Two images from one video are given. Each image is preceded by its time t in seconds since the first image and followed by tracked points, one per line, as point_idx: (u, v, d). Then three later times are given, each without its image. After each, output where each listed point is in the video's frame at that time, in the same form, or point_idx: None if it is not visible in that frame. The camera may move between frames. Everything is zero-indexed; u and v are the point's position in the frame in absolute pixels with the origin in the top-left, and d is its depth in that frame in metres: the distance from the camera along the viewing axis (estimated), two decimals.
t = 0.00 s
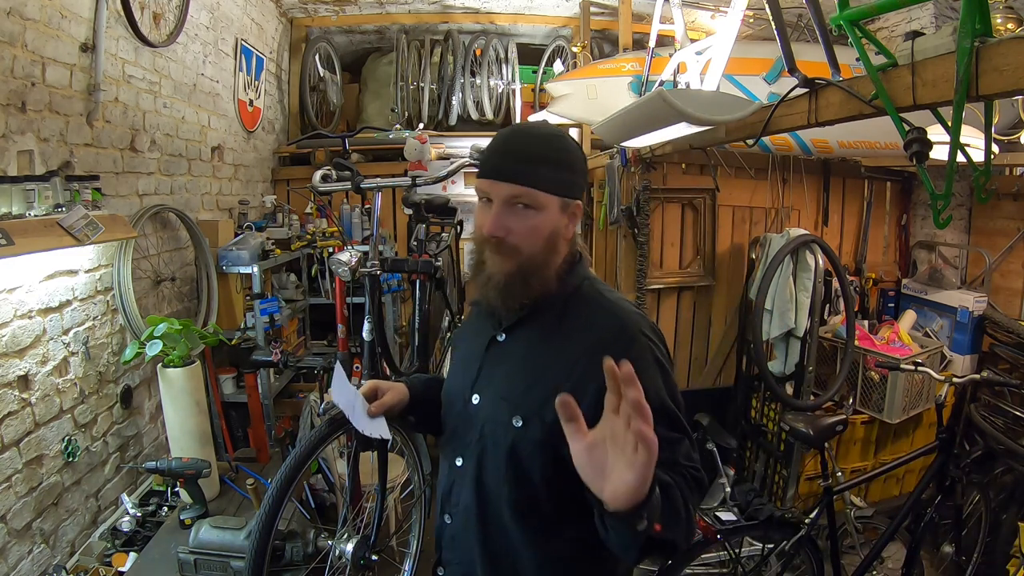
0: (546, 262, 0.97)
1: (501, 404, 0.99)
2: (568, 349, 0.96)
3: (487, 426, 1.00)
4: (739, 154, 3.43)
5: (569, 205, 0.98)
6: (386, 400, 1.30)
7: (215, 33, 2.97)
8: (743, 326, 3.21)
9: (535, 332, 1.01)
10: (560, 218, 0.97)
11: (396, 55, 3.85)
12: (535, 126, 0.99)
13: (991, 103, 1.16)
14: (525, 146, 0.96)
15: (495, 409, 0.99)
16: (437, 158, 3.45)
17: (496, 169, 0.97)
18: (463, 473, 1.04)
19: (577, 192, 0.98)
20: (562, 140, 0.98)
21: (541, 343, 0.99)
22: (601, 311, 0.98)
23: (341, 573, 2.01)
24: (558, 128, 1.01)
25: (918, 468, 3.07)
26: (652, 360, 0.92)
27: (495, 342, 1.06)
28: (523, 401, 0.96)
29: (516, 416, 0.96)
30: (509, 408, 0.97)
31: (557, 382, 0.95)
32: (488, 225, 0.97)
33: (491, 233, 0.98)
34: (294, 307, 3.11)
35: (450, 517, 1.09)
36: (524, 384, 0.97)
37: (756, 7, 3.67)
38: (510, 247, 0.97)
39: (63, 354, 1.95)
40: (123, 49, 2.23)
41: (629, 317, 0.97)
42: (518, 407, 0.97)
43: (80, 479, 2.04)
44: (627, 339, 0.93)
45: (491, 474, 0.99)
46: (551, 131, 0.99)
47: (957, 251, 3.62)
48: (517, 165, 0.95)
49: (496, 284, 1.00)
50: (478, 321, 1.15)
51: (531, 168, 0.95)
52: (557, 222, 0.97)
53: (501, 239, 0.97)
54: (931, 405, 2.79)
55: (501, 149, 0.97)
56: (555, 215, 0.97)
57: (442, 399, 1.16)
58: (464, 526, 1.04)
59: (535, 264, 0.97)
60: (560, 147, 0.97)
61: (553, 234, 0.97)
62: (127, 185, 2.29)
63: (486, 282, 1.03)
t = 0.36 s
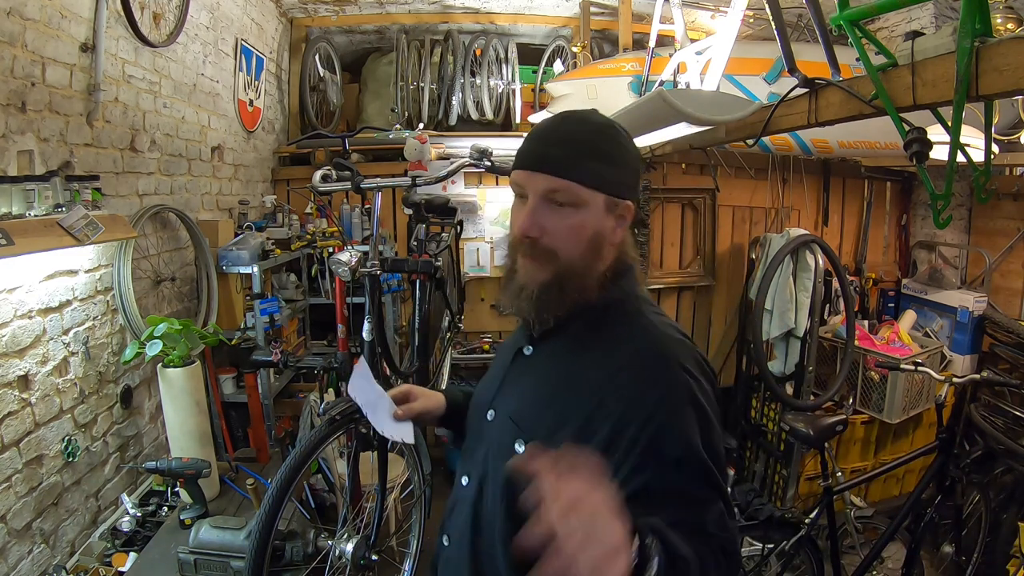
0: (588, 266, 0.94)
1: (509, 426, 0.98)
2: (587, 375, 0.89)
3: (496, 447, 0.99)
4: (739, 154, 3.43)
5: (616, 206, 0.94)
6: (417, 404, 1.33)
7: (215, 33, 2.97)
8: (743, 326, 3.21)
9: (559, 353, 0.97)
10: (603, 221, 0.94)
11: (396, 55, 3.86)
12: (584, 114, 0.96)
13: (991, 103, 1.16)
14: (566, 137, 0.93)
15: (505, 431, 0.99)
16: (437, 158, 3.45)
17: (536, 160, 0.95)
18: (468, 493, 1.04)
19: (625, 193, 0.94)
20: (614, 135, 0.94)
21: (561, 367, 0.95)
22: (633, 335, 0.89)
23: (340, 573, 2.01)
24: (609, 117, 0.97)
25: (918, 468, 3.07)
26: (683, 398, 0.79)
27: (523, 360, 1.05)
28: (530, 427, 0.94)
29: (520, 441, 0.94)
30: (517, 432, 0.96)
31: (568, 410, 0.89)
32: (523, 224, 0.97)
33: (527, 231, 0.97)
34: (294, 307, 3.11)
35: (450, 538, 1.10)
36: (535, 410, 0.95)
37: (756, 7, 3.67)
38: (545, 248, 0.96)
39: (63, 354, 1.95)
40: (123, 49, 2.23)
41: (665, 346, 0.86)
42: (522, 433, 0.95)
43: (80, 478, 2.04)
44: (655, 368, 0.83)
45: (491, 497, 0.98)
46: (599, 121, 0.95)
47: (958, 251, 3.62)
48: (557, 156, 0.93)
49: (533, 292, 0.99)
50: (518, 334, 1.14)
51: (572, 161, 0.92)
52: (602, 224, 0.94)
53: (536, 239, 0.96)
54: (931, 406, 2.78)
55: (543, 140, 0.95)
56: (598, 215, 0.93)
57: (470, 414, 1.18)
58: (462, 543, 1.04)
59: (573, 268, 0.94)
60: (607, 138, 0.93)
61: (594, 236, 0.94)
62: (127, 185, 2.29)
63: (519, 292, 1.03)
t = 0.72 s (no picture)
0: (564, 297, 0.77)
1: (521, 471, 0.88)
2: (597, 418, 0.76)
3: (509, 488, 0.91)
4: (739, 154, 3.43)
5: (580, 214, 0.73)
6: (461, 461, 1.24)
7: (215, 33, 2.97)
8: (743, 326, 3.21)
9: (573, 386, 0.84)
10: (574, 241, 0.75)
11: (396, 55, 3.85)
12: (533, 109, 0.77)
13: (991, 104, 1.16)
14: (509, 147, 0.75)
15: (515, 477, 0.89)
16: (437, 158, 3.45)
17: (480, 183, 0.78)
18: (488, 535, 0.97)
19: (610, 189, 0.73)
20: (561, 124, 0.74)
21: (572, 404, 0.82)
22: (647, 366, 0.73)
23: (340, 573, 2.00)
24: (567, 103, 0.76)
25: (918, 468, 3.07)
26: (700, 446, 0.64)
27: (542, 393, 0.93)
28: (536, 475, 0.83)
29: (525, 492, 0.84)
30: (525, 478, 0.86)
31: (570, 459, 0.78)
32: (480, 262, 0.82)
33: (488, 271, 0.82)
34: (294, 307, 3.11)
35: None
36: (542, 453, 0.84)
37: (756, 7, 3.67)
38: (511, 284, 0.80)
39: (63, 354, 1.95)
40: (124, 49, 2.23)
41: (685, 376, 0.69)
42: (528, 483, 0.85)
43: (80, 478, 2.04)
44: (665, 408, 0.67)
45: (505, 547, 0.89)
46: (554, 113, 0.75)
47: (957, 251, 3.62)
48: (502, 174, 0.75)
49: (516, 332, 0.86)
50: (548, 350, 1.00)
51: (515, 174, 0.74)
52: (569, 240, 0.74)
53: (499, 276, 0.81)
54: (931, 406, 2.78)
55: (482, 155, 0.78)
56: (556, 231, 0.74)
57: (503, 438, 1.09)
58: None
59: (547, 303, 0.78)
60: (560, 135, 0.73)
61: (562, 256, 0.75)
62: (127, 185, 2.29)
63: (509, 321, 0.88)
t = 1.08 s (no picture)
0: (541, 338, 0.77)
1: (522, 489, 0.89)
2: (590, 446, 0.75)
3: (514, 503, 0.93)
4: (739, 154, 3.43)
5: (522, 264, 0.71)
6: (492, 487, 1.25)
7: (215, 33, 2.97)
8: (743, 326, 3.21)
9: (571, 409, 0.83)
10: (529, 289, 0.73)
11: (396, 55, 3.85)
12: (457, 161, 0.75)
13: (991, 103, 1.16)
14: (443, 212, 0.74)
15: (518, 496, 0.91)
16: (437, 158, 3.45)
17: (434, 258, 0.77)
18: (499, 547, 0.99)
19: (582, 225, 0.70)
20: (487, 172, 0.71)
21: (570, 425, 0.82)
22: (641, 394, 0.72)
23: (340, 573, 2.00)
24: (487, 142, 0.74)
25: (918, 468, 3.07)
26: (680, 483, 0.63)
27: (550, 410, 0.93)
28: (532, 496, 0.84)
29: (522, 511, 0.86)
30: (525, 498, 0.87)
31: (562, 484, 0.78)
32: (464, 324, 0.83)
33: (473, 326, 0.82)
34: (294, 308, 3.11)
35: None
36: (539, 475, 0.84)
37: (756, 7, 3.67)
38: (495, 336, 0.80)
39: (63, 354, 1.95)
40: (124, 49, 2.23)
41: (673, 409, 0.67)
42: (526, 504, 0.86)
43: (80, 478, 2.04)
44: (649, 439, 0.67)
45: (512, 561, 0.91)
46: (473, 158, 0.73)
47: (957, 251, 3.62)
48: (443, 241, 0.75)
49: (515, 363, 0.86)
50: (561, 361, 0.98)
51: (452, 230, 0.73)
52: (523, 291, 0.73)
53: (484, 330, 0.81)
54: (932, 406, 2.78)
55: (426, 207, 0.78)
56: (505, 287, 0.73)
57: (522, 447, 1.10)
58: None
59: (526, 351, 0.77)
60: (485, 183, 0.71)
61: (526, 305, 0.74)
62: (127, 185, 2.29)
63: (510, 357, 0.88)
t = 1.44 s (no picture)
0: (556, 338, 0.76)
1: (531, 491, 0.90)
2: (600, 450, 0.75)
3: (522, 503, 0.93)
4: (738, 154, 3.45)
5: (537, 264, 0.71)
6: (504, 489, 1.25)
7: (215, 33, 2.97)
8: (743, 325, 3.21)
9: (582, 411, 0.83)
10: (543, 288, 0.72)
11: (396, 55, 3.86)
12: (469, 158, 0.75)
13: (991, 104, 1.16)
14: (456, 211, 0.75)
15: (527, 497, 0.91)
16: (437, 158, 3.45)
17: (448, 256, 0.78)
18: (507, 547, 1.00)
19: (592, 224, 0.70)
20: (498, 171, 0.71)
21: (580, 428, 0.82)
22: (650, 398, 0.71)
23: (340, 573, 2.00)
24: (498, 139, 0.74)
25: (918, 468, 3.07)
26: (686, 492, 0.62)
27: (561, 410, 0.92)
28: (540, 498, 0.85)
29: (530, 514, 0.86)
30: (533, 500, 0.87)
31: (570, 487, 0.78)
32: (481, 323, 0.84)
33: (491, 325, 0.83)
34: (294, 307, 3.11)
35: None
36: (547, 478, 0.85)
37: (756, 7, 3.67)
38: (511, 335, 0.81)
39: (63, 354, 1.95)
40: (123, 49, 2.23)
41: (683, 415, 0.66)
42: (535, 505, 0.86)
43: (80, 478, 2.04)
44: (658, 445, 0.66)
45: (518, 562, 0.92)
46: (485, 156, 0.73)
47: (957, 251, 3.62)
48: (457, 240, 0.75)
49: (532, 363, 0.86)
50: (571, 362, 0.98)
51: (465, 230, 0.74)
52: (538, 290, 0.73)
53: (501, 330, 0.82)
54: (931, 406, 2.78)
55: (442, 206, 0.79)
56: (519, 285, 0.73)
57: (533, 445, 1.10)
58: None
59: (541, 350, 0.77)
60: (496, 182, 0.71)
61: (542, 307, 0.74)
62: (127, 185, 2.29)
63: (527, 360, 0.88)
